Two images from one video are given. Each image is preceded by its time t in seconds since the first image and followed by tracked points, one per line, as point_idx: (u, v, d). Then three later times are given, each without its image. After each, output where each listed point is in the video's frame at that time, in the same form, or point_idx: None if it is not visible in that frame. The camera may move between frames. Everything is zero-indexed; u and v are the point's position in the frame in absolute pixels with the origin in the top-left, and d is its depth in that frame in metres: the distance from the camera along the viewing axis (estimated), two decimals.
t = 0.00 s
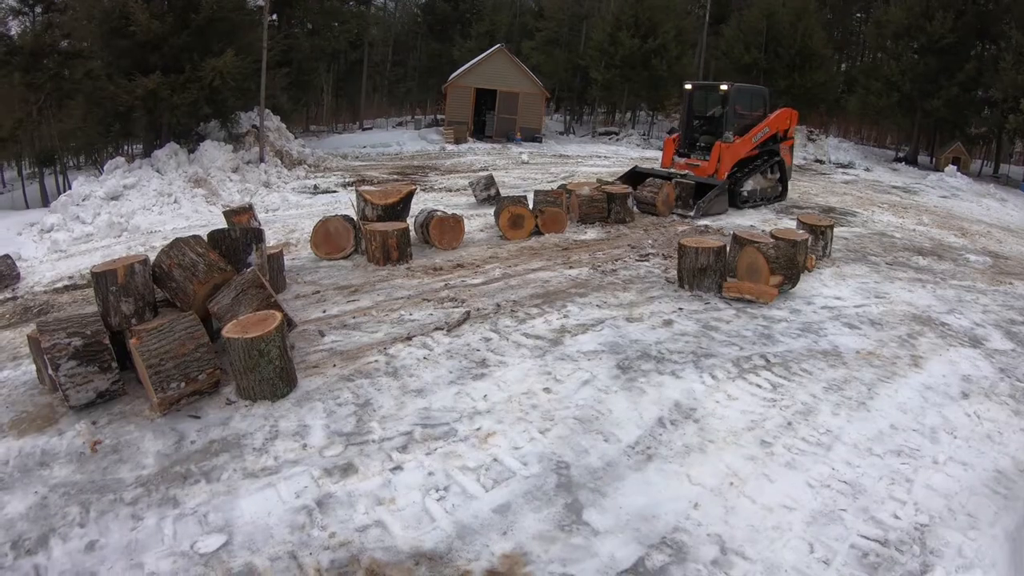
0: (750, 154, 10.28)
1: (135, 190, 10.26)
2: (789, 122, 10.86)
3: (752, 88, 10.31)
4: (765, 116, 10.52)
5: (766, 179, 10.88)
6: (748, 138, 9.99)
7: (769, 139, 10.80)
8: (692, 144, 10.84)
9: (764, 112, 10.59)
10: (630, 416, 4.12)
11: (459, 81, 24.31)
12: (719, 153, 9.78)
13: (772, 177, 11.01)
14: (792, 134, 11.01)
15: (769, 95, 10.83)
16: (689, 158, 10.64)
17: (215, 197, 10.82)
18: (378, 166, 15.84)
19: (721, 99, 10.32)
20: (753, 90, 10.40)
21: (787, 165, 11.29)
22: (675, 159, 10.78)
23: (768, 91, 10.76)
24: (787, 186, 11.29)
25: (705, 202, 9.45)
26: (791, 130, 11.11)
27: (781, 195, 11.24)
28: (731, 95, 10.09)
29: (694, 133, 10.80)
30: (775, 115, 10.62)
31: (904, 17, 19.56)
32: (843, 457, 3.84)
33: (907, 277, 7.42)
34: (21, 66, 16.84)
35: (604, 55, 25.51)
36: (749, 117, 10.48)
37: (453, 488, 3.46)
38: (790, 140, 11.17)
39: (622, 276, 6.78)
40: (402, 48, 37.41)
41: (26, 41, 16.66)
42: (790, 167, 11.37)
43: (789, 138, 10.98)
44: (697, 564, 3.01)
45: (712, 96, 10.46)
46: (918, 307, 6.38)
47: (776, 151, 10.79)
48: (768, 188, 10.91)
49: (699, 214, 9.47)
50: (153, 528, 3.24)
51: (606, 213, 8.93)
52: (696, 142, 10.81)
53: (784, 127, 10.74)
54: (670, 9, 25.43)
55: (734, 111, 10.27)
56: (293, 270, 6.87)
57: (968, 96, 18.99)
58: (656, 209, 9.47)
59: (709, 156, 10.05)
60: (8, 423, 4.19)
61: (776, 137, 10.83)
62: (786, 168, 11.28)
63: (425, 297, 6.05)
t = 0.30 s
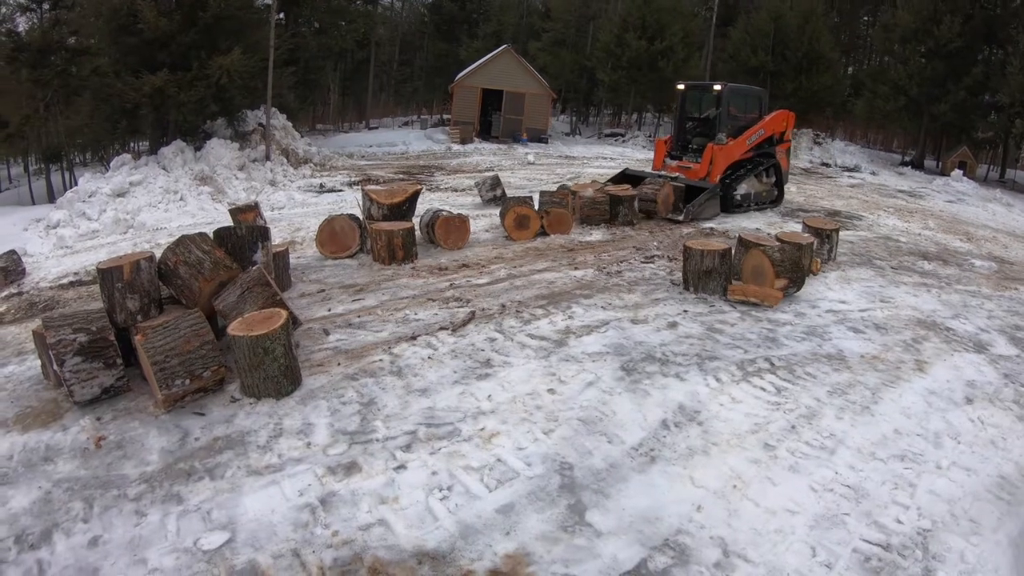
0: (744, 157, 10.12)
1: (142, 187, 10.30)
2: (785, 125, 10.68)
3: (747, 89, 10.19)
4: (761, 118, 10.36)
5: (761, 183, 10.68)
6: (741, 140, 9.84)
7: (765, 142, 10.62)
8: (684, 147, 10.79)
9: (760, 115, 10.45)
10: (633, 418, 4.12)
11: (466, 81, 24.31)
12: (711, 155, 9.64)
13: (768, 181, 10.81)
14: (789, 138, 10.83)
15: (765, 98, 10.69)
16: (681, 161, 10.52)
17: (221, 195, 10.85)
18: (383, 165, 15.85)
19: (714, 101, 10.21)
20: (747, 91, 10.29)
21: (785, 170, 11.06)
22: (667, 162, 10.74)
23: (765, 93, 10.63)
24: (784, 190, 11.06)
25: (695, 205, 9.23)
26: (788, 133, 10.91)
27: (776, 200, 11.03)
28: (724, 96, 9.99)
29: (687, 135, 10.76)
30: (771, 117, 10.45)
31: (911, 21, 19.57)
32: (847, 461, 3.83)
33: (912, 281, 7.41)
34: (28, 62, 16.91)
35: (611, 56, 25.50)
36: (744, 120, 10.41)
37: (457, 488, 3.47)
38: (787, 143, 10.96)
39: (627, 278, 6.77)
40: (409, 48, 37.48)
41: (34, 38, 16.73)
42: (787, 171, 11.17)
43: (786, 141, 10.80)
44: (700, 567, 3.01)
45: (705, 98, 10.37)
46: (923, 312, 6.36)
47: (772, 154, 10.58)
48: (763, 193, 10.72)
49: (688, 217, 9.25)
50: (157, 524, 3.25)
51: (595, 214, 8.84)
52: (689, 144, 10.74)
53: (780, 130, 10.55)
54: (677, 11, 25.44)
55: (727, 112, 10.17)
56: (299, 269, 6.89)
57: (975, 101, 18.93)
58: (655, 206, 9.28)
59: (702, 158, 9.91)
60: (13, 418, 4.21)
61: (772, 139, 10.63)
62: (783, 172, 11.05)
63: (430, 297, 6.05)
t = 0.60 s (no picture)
0: (739, 159, 9.83)
1: (149, 184, 10.33)
2: (782, 125, 10.34)
3: (741, 89, 9.88)
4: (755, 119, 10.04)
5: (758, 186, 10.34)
6: (733, 141, 9.54)
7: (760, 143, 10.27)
8: (676, 150, 10.54)
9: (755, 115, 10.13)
10: (639, 420, 4.11)
11: (474, 81, 24.31)
12: (702, 159, 9.38)
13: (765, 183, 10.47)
14: (786, 138, 10.49)
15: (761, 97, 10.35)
16: (673, 164, 10.26)
17: (228, 192, 10.88)
18: (390, 165, 15.87)
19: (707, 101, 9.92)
20: (740, 90, 9.94)
21: (781, 171, 10.60)
22: (658, 165, 10.50)
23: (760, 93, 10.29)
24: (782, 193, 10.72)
25: (683, 210, 9.01)
26: (785, 133, 10.52)
27: (774, 204, 10.68)
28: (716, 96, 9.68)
29: (679, 137, 10.49)
30: (766, 117, 10.10)
31: (920, 24, 19.54)
32: (852, 466, 3.82)
33: (919, 286, 7.38)
34: (37, 58, 16.97)
35: (619, 58, 25.47)
36: (738, 121, 10.08)
37: (461, 488, 3.47)
38: (785, 144, 10.57)
39: (634, 280, 6.76)
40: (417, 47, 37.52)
41: (44, 34, 16.79)
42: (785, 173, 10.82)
43: (783, 142, 10.46)
44: (704, 570, 3.00)
45: (698, 98, 10.08)
46: (929, 317, 6.34)
47: (768, 155, 10.26)
48: (760, 196, 10.39)
49: (677, 223, 9.02)
50: (161, 520, 3.26)
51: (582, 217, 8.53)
52: (681, 147, 10.49)
53: (777, 130, 10.21)
54: (686, 12, 25.40)
55: (720, 113, 9.85)
56: (306, 267, 6.91)
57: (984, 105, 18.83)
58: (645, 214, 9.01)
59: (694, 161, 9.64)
60: (19, 412, 4.23)
61: (768, 140, 10.27)
62: (782, 174, 10.66)
63: (437, 297, 6.06)
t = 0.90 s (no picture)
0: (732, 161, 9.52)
1: (158, 180, 10.37)
2: (779, 126, 10.02)
3: (736, 87, 9.60)
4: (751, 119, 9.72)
5: (752, 189, 10.03)
6: (727, 143, 9.27)
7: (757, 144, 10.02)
8: (668, 151, 10.22)
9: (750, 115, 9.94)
10: (645, 421, 4.10)
11: (482, 81, 24.32)
12: (694, 160, 9.05)
13: (760, 186, 10.16)
14: (783, 139, 10.18)
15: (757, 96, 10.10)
16: (664, 165, 9.98)
17: (236, 189, 10.92)
18: (399, 163, 15.89)
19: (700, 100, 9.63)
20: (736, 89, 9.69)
21: (780, 174, 10.49)
22: (649, 167, 10.20)
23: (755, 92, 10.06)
24: (778, 196, 10.42)
25: (672, 213, 8.80)
26: (783, 134, 10.26)
27: (769, 207, 10.40)
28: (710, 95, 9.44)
29: (672, 138, 10.23)
30: (762, 118, 9.86)
31: (930, 27, 19.47)
32: (859, 469, 3.80)
33: (928, 289, 7.34)
34: (47, 55, 17.04)
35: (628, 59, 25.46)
36: (735, 121, 9.89)
37: (467, 487, 3.46)
38: (782, 145, 10.32)
39: (641, 281, 6.75)
40: (426, 46, 37.57)
41: (54, 30, 16.86)
42: (781, 176, 10.53)
43: (780, 143, 10.15)
44: (710, 572, 2.99)
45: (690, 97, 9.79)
46: (938, 321, 6.31)
47: (763, 157, 9.96)
48: (754, 199, 10.10)
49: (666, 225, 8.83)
50: (167, 516, 3.26)
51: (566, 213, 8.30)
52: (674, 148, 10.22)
53: (772, 131, 9.92)
54: (695, 13, 25.35)
55: (715, 112, 9.58)
56: (313, 264, 6.92)
57: (994, 108, 18.69)
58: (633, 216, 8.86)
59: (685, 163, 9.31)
60: (25, 406, 4.25)
61: (764, 141, 10.02)
62: (777, 177, 10.42)
63: (444, 296, 6.06)
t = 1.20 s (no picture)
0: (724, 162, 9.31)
1: (166, 176, 10.41)
2: (776, 126, 9.74)
3: (728, 86, 9.47)
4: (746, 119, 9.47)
5: (746, 192, 9.79)
6: (719, 143, 9.02)
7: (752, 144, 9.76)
8: (659, 151, 10.22)
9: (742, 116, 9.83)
10: (652, 421, 4.09)
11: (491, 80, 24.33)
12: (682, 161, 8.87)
13: (755, 189, 9.91)
14: (780, 140, 9.91)
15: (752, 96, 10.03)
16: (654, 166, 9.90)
17: (245, 185, 10.95)
18: (407, 161, 15.91)
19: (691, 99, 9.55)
20: (729, 88, 9.59)
21: (777, 175, 10.21)
22: (638, 167, 10.19)
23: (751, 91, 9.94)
24: (775, 199, 10.15)
25: (655, 216, 8.54)
26: (779, 134, 10.00)
27: (765, 210, 10.14)
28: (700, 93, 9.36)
29: (663, 138, 10.21)
30: (758, 117, 9.60)
31: (940, 30, 19.38)
32: (865, 473, 3.78)
33: (936, 293, 7.31)
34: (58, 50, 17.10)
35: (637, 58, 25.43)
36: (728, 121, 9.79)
37: (473, 485, 3.46)
38: (778, 146, 10.05)
39: (649, 281, 6.74)
40: (436, 44, 37.57)
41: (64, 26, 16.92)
42: (779, 178, 10.26)
43: (777, 144, 9.88)
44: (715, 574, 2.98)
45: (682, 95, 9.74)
46: (945, 325, 6.28)
47: (758, 158, 9.70)
48: (748, 202, 9.86)
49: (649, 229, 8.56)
50: (173, 510, 3.27)
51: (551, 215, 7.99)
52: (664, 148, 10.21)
53: (768, 131, 9.65)
54: (705, 14, 25.28)
55: (706, 111, 9.48)
56: (321, 261, 6.94)
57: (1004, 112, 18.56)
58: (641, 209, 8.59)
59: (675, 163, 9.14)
60: (33, 399, 4.27)
61: (760, 141, 9.77)
62: (772, 179, 10.14)
63: (452, 294, 6.06)
